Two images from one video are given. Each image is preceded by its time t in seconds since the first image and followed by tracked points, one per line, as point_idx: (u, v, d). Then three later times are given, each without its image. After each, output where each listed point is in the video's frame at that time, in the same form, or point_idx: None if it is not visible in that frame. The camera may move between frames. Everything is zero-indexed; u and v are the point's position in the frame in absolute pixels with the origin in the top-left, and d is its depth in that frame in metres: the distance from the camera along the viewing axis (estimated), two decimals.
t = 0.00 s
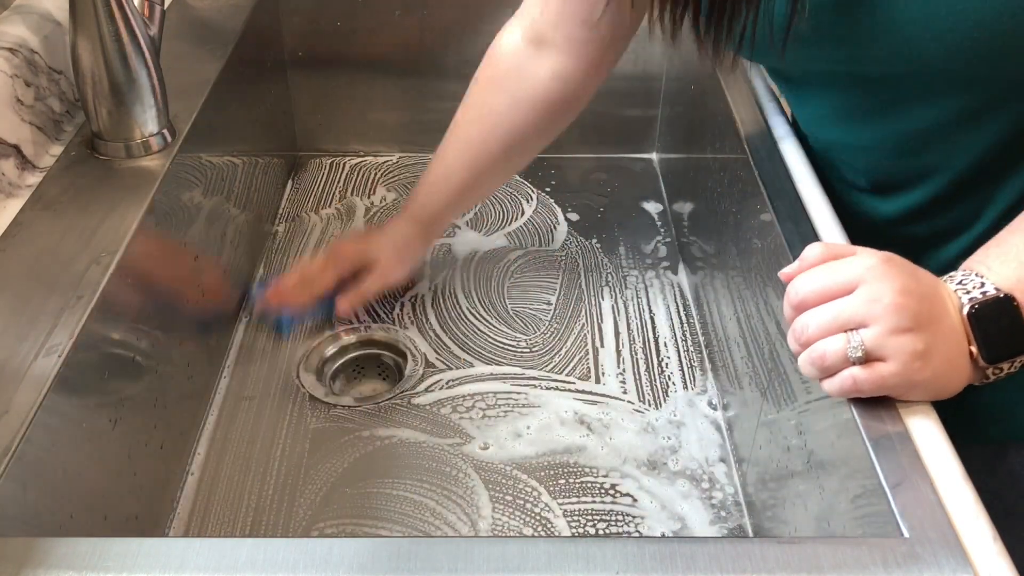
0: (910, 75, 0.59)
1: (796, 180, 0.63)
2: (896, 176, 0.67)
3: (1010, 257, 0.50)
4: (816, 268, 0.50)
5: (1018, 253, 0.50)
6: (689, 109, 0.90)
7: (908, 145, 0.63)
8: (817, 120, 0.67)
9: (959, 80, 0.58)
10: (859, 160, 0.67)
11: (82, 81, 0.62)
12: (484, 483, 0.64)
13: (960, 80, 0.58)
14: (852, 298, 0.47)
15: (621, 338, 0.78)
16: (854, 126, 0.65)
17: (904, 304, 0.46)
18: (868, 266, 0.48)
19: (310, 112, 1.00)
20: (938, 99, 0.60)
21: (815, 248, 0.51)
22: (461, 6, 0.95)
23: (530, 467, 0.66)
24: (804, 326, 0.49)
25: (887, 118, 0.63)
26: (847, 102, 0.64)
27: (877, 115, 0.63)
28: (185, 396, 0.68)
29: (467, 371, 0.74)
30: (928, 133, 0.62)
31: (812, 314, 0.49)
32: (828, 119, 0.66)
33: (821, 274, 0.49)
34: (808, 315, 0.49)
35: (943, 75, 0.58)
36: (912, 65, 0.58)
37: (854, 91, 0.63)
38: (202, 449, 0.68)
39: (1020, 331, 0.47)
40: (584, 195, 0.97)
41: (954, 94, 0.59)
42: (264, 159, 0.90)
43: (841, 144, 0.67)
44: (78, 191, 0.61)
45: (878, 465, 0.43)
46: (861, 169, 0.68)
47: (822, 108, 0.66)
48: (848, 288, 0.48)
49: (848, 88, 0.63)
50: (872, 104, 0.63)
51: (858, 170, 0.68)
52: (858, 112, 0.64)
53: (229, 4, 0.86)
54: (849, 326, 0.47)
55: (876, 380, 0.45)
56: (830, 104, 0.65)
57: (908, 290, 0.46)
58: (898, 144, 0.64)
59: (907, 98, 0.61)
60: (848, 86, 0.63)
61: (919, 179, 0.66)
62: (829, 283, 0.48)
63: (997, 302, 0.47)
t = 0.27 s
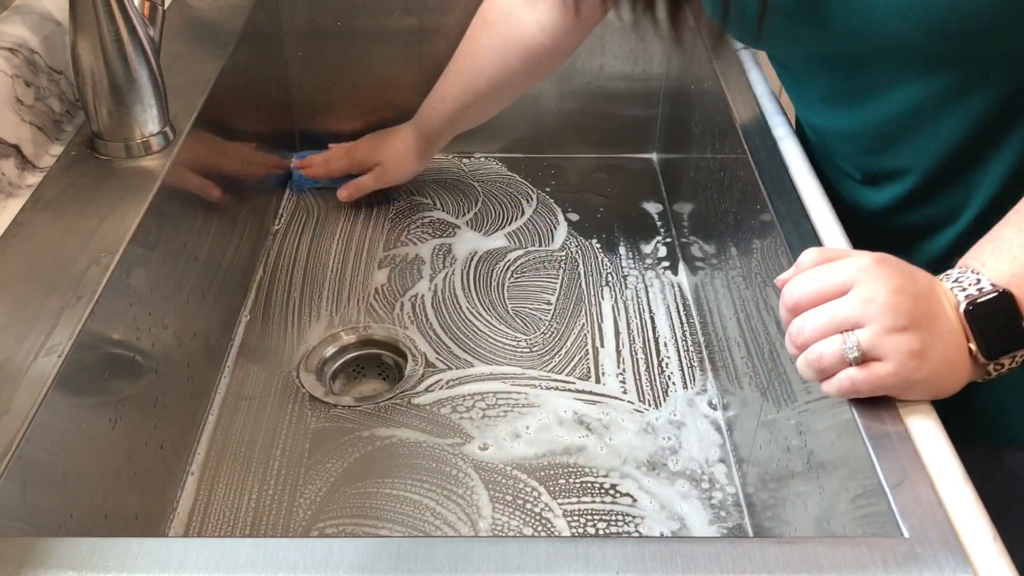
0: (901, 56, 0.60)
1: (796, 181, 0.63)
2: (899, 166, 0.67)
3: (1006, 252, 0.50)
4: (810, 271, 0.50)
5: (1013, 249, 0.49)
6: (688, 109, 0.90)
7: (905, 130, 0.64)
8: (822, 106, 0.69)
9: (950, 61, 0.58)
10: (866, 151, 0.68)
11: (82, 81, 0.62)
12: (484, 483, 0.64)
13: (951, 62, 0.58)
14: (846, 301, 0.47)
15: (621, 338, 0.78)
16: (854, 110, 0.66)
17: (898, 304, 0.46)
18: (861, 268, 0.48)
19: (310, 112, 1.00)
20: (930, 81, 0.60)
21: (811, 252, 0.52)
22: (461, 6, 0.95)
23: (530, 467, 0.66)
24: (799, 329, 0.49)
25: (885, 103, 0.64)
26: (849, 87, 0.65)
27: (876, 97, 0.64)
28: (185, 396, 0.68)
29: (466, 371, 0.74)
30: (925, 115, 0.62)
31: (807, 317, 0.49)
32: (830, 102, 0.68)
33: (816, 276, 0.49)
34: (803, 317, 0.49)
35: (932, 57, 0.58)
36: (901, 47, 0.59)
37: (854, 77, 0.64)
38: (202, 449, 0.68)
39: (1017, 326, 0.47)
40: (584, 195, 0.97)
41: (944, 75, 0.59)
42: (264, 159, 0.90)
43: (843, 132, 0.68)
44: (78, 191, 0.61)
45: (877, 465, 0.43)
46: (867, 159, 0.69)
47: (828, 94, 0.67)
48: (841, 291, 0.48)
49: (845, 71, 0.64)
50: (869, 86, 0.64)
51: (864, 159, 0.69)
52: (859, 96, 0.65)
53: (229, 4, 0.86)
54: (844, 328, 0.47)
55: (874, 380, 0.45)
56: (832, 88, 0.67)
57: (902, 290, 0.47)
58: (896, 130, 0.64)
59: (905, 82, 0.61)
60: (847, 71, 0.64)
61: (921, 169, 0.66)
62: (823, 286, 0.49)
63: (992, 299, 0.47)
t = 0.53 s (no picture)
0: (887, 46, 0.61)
1: (797, 183, 0.63)
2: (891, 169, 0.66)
3: (1006, 254, 0.49)
4: (803, 273, 0.50)
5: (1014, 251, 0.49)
6: (688, 109, 0.90)
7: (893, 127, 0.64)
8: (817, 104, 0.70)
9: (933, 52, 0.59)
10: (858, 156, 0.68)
11: (82, 81, 0.62)
12: (484, 483, 0.64)
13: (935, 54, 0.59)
14: (838, 303, 0.47)
15: (621, 338, 0.78)
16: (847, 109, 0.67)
17: (891, 306, 0.46)
18: (853, 270, 0.48)
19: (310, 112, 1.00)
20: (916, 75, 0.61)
21: (808, 255, 0.52)
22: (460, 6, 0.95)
23: (530, 468, 0.66)
24: (793, 332, 0.49)
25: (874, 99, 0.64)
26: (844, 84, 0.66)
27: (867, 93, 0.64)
28: (185, 396, 0.68)
29: (466, 371, 0.74)
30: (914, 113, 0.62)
31: (799, 319, 0.49)
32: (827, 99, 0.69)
33: (810, 278, 0.49)
34: (797, 320, 0.50)
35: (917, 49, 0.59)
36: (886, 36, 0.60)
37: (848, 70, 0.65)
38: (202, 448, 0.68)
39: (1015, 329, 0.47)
40: (584, 195, 0.97)
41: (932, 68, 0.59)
42: (264, 159, 0.90)
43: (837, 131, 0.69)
44: (78, 191, 0.61)
45: (877, 465, 0.43)
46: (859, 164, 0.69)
47: (826, 90, 0.69)
48: (833, 292, 0.48)
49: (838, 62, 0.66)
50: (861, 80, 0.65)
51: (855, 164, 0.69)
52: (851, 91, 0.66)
53: (229, 4, 0.86)
54: (836, 331, 0.47)
55: (867, 383, 0.45)
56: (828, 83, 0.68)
57: (895, 292, 0.47)
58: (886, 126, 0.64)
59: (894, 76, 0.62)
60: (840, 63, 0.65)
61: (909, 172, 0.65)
62: (815, 288, 0.49)
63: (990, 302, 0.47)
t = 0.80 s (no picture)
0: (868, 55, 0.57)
1: (796, 184, 0.63)
2: (863, 184, 0.64)
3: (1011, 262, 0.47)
4: (787, 280, 0.51)
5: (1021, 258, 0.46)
6: (689, 109, 0.90)
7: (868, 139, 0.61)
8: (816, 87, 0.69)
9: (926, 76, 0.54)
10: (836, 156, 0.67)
11: (82, 81, 0.62)
12: (484, 483, 0.64)
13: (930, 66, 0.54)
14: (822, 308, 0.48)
15: (621, 338, 0.78)
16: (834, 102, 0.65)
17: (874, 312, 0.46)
18: (836, 276, 0.48)
19: (310, 111, 1.00)
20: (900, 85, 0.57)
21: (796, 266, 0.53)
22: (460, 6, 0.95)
23: (530, 468, 0.66)
24: (775, 336, 0.49)
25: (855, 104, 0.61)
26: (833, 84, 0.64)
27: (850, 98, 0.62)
28: (185, 396, 0.68)
29: (466, 371, 0.74)
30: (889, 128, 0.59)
31: (782, 323, 0.49)
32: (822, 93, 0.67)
33: (795, 286, 0.50)
34: (780, 324, 0.50)
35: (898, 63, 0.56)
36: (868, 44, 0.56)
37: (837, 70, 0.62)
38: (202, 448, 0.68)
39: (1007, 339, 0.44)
40: (584, 194, 0.97)
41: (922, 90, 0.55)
42: (265, 159, 0.90)
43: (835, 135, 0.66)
44: (79, 191, 0.61)
45: (878, 465, 0.43)
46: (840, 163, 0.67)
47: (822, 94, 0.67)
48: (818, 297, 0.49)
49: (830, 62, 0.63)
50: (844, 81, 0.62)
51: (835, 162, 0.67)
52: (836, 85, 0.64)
53: (229, 4, 0.86)
54: (820, 333, 0.47)
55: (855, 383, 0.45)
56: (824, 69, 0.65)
57: (878, 298, 0.47)
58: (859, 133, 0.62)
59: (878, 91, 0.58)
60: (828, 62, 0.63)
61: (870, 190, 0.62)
62: (800, 294, 0.49)
63: (981, 312, 0.45)
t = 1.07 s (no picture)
0: (894, 76, 0.55)
1: (796, 182, 0.63)
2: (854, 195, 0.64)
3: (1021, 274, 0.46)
4: (792, 276, 0.51)
5: None
6: (689, 108, 0.90)
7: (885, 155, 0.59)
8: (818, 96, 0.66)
9: (956, 96, 0.52)
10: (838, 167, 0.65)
11: (82, 81, 0.62)
12: (484, 482, 0.64)
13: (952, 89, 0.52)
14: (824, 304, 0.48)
15: (621, 338, 0.78)
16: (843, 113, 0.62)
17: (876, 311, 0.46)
18: (839, 275, 0.49)
19: (310, 111, 1.00)
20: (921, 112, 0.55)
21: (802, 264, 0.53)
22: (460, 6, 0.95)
23: (530, 468, 0.66)
24: (776, 329, 0.50)
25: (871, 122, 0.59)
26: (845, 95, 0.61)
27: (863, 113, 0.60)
28: (185, 396, 0.68)
29: (466, 371, 0.74)
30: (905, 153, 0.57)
31: (783, 318, 0.50)
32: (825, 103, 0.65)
33: (799, 283, 0.50)
34: (780, 320, 0.50)
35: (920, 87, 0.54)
36: (895, 63, 0.54)
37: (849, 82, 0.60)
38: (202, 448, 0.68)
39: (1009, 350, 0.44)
40: (584, 194, 0.97)
41: (945, 111, 0.53)
42: (264, 159, 0.90)
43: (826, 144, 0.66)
44: (79, 191, 0.61)
45: (878, 464, 0.43)
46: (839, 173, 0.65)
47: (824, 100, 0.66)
48: (820, 292, 0.49)
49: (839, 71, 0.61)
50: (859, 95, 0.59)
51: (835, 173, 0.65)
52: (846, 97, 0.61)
53: (229, 4, 0.86)
54: (819, 329, 0.48)
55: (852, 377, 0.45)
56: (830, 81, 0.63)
57: (881, 298, 0.47)
58: (876, 149, 0.60)
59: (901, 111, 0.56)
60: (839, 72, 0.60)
61: (877, 212, 0.61)
62: (802, 290, 0.50)
63: (985, 320, 0.45)
